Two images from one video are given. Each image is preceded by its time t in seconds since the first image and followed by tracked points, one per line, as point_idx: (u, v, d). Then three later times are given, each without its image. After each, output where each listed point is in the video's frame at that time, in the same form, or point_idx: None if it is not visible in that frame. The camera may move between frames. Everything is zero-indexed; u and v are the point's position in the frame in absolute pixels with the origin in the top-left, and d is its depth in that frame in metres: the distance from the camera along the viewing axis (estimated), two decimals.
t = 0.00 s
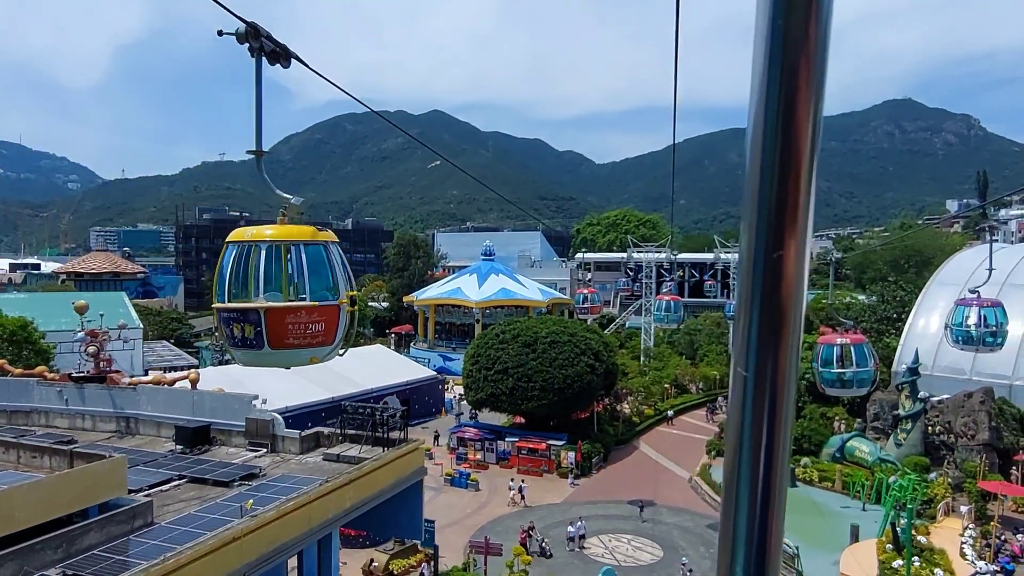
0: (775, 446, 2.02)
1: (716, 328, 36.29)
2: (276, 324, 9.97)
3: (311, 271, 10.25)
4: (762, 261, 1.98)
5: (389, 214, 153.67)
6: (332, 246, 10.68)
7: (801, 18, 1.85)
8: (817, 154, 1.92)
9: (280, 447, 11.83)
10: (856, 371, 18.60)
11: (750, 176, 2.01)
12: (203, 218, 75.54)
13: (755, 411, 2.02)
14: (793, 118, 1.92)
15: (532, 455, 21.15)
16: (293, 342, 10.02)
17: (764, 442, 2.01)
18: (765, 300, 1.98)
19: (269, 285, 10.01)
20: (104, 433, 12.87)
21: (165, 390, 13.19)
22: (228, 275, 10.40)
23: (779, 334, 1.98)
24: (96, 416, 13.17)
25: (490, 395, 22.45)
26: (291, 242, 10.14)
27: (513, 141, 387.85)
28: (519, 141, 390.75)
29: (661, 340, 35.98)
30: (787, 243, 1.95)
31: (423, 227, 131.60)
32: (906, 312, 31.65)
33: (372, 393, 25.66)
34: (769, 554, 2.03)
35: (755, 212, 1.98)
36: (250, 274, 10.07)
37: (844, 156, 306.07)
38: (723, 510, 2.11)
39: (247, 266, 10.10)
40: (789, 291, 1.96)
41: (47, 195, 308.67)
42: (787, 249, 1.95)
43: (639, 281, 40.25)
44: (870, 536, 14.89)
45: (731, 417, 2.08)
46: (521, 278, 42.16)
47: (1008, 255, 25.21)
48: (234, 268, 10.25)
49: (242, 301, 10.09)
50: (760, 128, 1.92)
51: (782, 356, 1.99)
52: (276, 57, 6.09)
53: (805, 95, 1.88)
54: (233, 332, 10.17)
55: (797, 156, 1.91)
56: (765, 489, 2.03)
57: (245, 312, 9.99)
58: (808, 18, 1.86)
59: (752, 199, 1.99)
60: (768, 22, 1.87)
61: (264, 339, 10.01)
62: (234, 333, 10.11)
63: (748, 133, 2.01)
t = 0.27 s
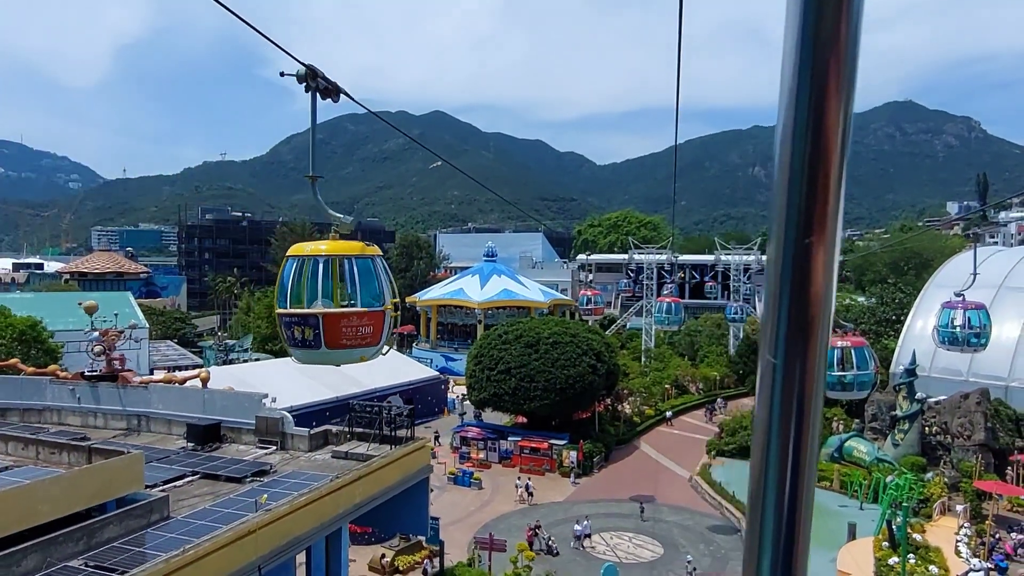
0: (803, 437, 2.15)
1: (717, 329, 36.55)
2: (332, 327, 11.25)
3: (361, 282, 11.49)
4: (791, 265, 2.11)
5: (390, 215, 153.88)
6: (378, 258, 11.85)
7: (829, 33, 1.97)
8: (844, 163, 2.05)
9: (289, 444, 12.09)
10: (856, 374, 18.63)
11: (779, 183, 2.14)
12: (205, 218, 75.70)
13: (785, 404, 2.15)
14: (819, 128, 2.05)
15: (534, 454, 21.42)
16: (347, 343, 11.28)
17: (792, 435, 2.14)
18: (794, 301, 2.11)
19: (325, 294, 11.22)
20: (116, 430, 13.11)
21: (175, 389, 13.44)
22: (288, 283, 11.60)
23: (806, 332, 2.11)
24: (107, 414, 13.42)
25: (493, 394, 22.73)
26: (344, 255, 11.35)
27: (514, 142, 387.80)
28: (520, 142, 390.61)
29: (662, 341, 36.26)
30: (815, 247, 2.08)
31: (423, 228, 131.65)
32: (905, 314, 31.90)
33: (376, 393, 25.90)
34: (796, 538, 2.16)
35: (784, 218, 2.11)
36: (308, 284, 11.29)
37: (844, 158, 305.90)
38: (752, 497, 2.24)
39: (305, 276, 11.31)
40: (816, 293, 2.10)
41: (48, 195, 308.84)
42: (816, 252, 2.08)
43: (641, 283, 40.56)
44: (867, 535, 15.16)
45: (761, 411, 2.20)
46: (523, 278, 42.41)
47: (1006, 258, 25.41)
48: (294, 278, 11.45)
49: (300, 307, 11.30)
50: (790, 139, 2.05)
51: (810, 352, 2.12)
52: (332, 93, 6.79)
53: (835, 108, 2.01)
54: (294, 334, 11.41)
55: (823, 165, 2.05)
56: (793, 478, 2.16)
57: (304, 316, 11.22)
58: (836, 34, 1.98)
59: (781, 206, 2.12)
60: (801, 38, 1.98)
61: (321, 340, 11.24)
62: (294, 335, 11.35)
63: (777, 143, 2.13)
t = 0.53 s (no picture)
0: (824, 457, 2.09)
1: (716, 330, 36.81)
2: (373, 327, 12.07)
3: (400, 287, 12.34)
4: (816, 277, 2.06)
5: (391, 215, 154.21)
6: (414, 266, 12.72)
7: (860, 42, 1.95)
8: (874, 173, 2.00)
9: (297, 441, 12.32)
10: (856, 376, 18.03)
11: (804, 192, 2.10)
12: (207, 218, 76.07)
13: (807, 421, 2.09)
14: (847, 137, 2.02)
15: (536, 453, 21.68)
16: (388, 343, 12.09)
17: (814, 452, 2.08)
18: (820, 314, 2.05)
19: (366, 298, 12.07)
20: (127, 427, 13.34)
21: (185, 386, 13.67)
22: (332, 289, 12.48)
23: (831, 345, 2.05)
24: (118, 410, 13.65)
25: (495, 394, 22.98)
26: (384, 263, 12.26)
27: (515, 142, 388.15)
28: (521, 142, 390.84)
29: (662, 341, 36.53)
30: (842, 260, 2.02)
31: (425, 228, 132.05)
32: (903, 316, 32.18)
33: (379, 392, 26.15)
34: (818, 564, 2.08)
35: (811, 229, 2.06)
36: (352, 289, 12.15)
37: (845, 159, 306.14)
38: (769, 521, 2.17)
39: (348, 282, 12.18)
40: (840, 307, 2.05)
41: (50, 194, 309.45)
42: (843, 264, 2.02)
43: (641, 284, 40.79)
44: (864, 533, 15.44)
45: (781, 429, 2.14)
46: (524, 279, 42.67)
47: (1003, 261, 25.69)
48: (338, 284, 12.31)
49: (345, 309, 12.15)
50: (817, 149, 2.02)
51: (834, 367, 2.06)
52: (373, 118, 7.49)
53: (864, 119, 1.98)
54: (338, 334, 12.24)
55: (853, 175, 2.00)
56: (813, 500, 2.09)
57: (349, 317, 12.06)
58: (868, 42, 1.96)
59: (806, 216, 2.07)
60: (830, 46, 1.96)
61: (364, 339, 12.07)
62: (339, 336, 12.17)
63: (803, 152, 2.10)
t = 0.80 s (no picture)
0: (847, 445, 2.26)
1: (716, 331, 37.06)
2: (407, 330, 12.52)
3: (432, 291, 12.71)
4: (842, 277, 2.21)
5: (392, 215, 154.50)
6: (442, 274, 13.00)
7: (887, 50, 2.06)
8: (898, 177, 2.15)
9: (306, 439, 12.59)
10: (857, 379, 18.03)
11: (830, 202, 2.22)
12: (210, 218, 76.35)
13: (831, 413, 2.25)
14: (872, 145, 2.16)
15: (538, 452, 21.95)
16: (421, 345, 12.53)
17: (837, 442, 2.25)
18: (844, 310, 2.21)
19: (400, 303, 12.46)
20: (139, 424, 13.58)
21: (195, 385, 13.93)
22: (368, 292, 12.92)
23: (854, 342, 2.21)
24: (130, 408, 13.88)
25: (498, 394, 23.24)
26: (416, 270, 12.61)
27: (516, 143, 388.19)
28: (522, 143, 391.11)
29: (663, 342, 36.78)
30: (867, 262, 2.17)
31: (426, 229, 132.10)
32: (902, 318, 32.45)
33: (382, 392, 26.41)
34: (839, 540, 2.27)
35: (836, 233, 2.20)
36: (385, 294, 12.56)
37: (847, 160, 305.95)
38: (795, 509, 2.33)
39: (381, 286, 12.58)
40: (865, 313, 2.20)
41: (51, 194, 309.71)
42: (869, 271, 2.18)
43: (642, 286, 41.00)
44: (861, 531, 15.73)
45: (806, 417, 2.30)
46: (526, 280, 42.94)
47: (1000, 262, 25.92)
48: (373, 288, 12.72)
49: (380, 312, 12.57)
50: (843, 157, 2.15)
51: (859, 366, 2.22)
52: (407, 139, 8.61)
53: (894, 127, 2.10)
54: (373, 335, 12.74)
55: (879, 189, 2.14)
56: (835, 483, 2.26)
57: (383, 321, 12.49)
58: (895, 47, 2.08)
59: (833, 226, 2.21)
60: (859, 57, 2.07)
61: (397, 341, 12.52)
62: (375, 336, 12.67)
63: (832, 158, 2.23)
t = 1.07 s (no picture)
0: (838, 458, 2.23)
1: (717, 331, 37.32)
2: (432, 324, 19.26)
3: (447, 297, 19.61)
4: (832, 291, 2.19)
5: (393, 215, 154.85)
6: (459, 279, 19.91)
7: (877, 61, 2.06)
8: (887, 190, 2.15)
9: (314, 437, 12.86)
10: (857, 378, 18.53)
11: (820, 214, 2.22)
12: (212, 218, 76.67)
13: (820, 430, 2.23)
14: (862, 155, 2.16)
15: (540, 451, 22.17)
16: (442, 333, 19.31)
17: (829, 458, 2.22)
18: (834, 325, 2.19)
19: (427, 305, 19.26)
20: (151, 422, 13.81)
21: (205, 384, 14.17)
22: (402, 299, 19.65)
23: (846, 356, 2.20)
24: (141, 406, 14.10)
25: (501, 392, 23.49)
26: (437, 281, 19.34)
27: (517, 143, 388.43)
28: (523, 143, 391.44)
29: (663, 342, 37.06)
30: (858, 275, 2.16)
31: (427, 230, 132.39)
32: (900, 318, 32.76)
33: (386, 391, 26.65)
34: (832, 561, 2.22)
35: (826, 241, 2.18)
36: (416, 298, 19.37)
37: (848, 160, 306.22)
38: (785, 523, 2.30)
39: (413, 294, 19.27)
40: (856, 327, 2.19)
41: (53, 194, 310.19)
42: (859, 281, 2.17)
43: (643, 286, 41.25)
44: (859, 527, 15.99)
45: (796, 434, 2.28)
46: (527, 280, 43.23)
47: (997, 263, 26.18)
48: (406, 295, 19.47)
49: (412, 312, 19.32)
50: (833, 166, 2.14)
51: (849, 379, 2.20)
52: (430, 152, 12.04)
53: (881, 140, 2.10)
54: (407, 329, 19.41)
55: (869, 200, 2.14)
56: (828, 502, 2.23)
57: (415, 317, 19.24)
58: (884, 59, 2.08)
59: (824, 237, 2.20)
60: (851, 69, 2.08)
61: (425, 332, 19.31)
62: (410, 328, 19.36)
63: (821, 168, 2.23)
